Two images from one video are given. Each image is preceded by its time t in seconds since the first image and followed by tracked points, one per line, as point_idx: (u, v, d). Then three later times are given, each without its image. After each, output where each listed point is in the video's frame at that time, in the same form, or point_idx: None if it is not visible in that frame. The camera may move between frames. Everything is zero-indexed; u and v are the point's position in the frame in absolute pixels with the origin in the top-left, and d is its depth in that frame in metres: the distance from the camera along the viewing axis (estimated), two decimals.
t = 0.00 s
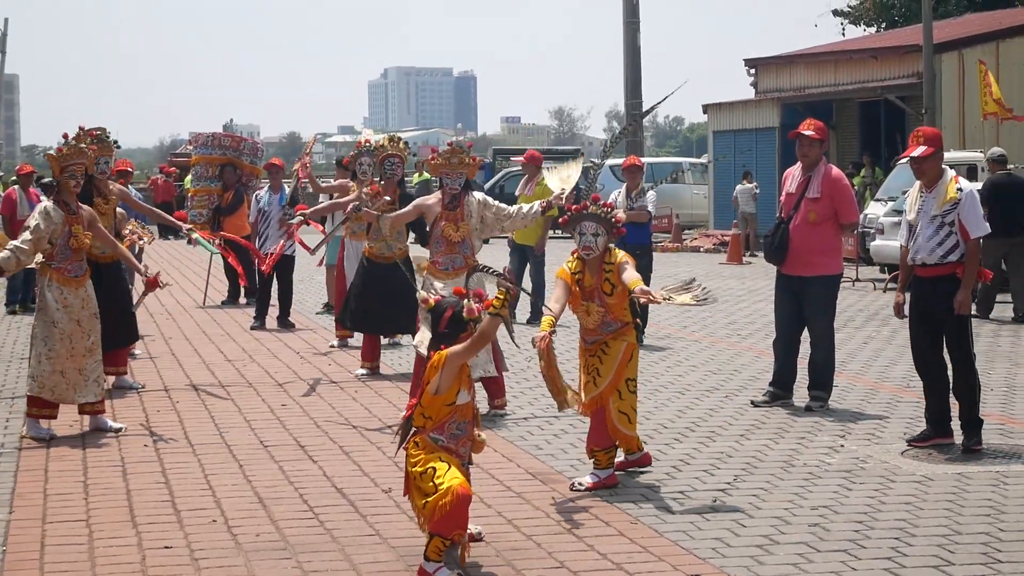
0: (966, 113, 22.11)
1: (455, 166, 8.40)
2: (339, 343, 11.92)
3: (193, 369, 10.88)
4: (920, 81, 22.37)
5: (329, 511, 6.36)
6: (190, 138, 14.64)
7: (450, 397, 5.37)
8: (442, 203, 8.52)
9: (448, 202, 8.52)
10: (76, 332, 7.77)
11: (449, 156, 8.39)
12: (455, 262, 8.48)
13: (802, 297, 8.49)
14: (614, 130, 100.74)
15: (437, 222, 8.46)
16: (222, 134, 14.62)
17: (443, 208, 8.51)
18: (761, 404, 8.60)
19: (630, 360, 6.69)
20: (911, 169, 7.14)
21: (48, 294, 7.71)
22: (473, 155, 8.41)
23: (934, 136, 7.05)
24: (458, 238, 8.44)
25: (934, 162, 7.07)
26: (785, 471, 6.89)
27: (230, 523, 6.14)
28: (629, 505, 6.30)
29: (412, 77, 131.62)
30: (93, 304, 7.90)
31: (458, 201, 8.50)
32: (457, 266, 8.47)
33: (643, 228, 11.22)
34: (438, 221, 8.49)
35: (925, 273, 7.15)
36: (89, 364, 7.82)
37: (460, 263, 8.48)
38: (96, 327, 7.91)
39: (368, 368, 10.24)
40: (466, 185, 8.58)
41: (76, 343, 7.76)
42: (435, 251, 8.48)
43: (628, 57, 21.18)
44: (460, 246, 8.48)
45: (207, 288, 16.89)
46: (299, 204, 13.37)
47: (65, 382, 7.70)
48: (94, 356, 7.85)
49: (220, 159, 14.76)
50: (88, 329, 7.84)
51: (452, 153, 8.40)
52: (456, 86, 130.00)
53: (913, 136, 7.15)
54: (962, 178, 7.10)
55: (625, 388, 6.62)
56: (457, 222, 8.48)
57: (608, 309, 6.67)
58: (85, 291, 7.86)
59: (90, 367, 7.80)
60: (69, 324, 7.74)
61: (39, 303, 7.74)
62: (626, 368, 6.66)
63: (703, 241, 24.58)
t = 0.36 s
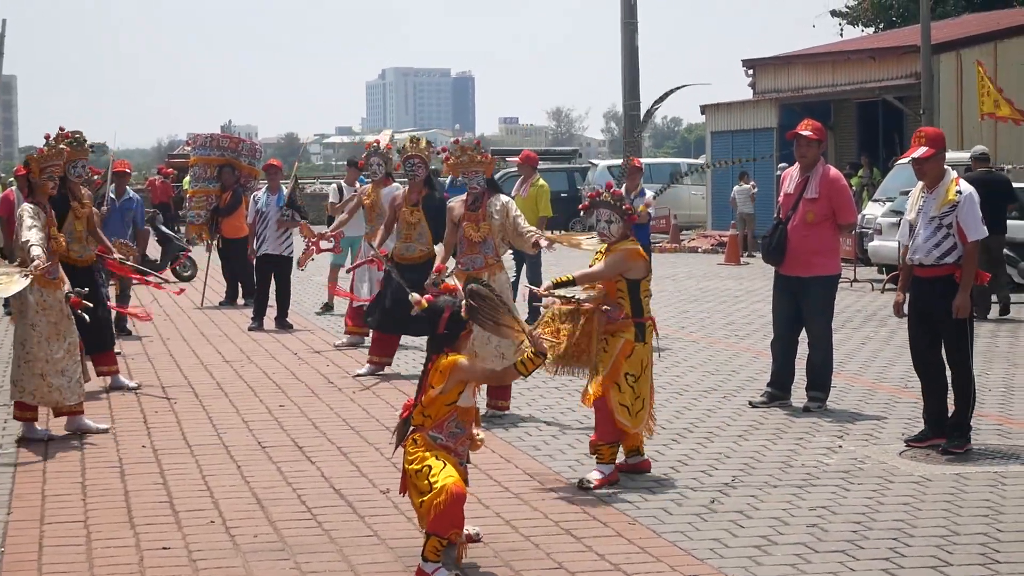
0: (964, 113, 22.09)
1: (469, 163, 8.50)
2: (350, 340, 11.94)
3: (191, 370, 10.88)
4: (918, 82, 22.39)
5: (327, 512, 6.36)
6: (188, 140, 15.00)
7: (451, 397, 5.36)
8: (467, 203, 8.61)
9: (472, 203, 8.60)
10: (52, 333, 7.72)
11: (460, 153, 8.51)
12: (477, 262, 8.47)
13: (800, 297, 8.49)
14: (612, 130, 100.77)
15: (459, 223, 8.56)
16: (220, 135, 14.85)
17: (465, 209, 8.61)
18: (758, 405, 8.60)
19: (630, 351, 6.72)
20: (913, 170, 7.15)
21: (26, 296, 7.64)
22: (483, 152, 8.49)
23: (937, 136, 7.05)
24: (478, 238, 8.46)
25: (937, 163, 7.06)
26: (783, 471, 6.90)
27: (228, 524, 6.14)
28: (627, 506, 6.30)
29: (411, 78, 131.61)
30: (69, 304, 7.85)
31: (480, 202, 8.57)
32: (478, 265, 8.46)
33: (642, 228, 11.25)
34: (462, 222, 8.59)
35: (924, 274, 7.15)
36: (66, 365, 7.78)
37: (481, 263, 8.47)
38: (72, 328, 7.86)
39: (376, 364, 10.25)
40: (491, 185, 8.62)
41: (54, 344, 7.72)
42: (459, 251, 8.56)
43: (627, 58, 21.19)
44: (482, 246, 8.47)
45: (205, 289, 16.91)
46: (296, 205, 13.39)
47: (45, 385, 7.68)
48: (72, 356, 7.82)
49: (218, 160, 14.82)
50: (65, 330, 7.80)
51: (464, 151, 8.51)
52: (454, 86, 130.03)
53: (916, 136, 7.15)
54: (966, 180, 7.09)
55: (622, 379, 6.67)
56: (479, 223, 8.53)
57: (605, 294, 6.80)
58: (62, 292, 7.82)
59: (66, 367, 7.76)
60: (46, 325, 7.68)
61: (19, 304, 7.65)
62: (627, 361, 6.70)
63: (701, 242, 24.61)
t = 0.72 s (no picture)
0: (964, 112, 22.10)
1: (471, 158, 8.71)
2: (364, 339, 11.94)
3: (191, 370, 10.87)
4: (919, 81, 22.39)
5: (327, 511, 6.36)
6: (189, 139, 14.85)
7: (454, 400, 5.36)
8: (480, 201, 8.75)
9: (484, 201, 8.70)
10: (52, 331, 7.73)
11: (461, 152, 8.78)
12: (478, 259, 8.56)
13: (801, 296, 8.48)
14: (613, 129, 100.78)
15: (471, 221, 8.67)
16: (221, 134, 14.75)
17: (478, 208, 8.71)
18: (759, 404, 8.60)
19: (601, 343, 6.97)
20: (914, 169, 7.15)
21: (29, 297, 7.67)
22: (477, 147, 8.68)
23: (937, 135, 7.04)
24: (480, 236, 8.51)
25: (937, 161, 7.07)
26: (784, 471, 6.90)
27: (229, 523, 6.14)
28: (628, 505, 6.29)
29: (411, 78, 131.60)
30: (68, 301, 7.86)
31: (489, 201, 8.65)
32: (479, 262, 8.55)
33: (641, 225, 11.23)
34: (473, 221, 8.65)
35: (925, 273, 7.16)
36: (67, 362, 7.77)
37: (482, 260, 8.54)
38: (71, 324, 7.85)
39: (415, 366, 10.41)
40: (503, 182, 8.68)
41: (54, 342, 7.73)
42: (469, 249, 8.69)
43: (627, 58, 21.18)
44: (484, 244, 8.53)
45: (205, 288, 16.91)
46: (297, 204, 13.39)
47: (47, 383, 7.67)
48: (73, 351, 7.79)
49: (218, 160, 14.80)
50: (64, 327, 7.80)
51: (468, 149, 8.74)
52: (454, 86, 129.94)
53: (917, 135, 7.15)
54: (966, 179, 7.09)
55: (593, 371, 6.89)
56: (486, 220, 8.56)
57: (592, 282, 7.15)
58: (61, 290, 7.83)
59: (68, 364, 7.75)
60: (44, 325, 7.69)
61: (20, 306, 7.68)
62: (595, 351, 6.96)
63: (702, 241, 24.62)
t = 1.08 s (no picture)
0: (972, 110, 22.04)
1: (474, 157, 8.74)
2: (370, 339, 11.92)
3: (197, 370, 10.85)
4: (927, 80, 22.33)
5: (335, 511, 6.34)
6: (196, 138, 14.56)
7: (460, 400, 5.35)
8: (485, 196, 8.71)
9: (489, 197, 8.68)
10: (64, 330, 7.75)
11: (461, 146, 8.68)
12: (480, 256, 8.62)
13: (809, 296, 8.45)
14: (621, 129, 100.74)
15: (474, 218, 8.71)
16: (229, 135, 14.49)
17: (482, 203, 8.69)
18: (767, 404, 8.58)
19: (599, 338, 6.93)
20: (921, 168, 7.11)
21: (43, 296, 7.66)
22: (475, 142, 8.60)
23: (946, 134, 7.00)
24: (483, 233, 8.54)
25: (945, 161, 7.03)
26: (793, 470, 6.87)
27: (237, 522, 6.13)
28: (636, 505, 6.27)
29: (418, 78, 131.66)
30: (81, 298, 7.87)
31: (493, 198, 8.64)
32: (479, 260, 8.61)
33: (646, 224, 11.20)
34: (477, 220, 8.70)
35: (932, 273, 7.12)
36: (81, 359, 7.80)
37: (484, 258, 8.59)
38: (82, 321, 7.88)
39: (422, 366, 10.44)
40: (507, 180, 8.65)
41: (66, 341, 7.74)
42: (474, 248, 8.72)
43: (634, 57, 21.14)
44: (487, 241, 8.55)
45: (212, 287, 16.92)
46: (304, 204, 13.41)
47: (63, 382, 7.69)
48: (85, 348, 7.83)
49: (226, 159, 14.71)
50: (75, 324, 7.82)
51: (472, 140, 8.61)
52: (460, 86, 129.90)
53: (924, 134, 7.11)
54: (974, 178, 7.06)
55: (591, 366, 6.84)
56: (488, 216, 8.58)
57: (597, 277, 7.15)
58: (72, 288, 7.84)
59: (82, 362, 7.79)
60: (57, 324, 7.70)
61: (33, 305, 7.65)
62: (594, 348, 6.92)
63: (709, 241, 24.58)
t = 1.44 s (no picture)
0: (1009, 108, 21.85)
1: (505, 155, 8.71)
2: (402, 335, 12.01)
3: (232, 367, 10.93)
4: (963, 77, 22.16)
5: (369, 508, 6.38)
6: (230, 137, 14.68)
7: (492, 393, 5.37)
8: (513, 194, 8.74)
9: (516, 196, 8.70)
10: (103, 327, 7.82)
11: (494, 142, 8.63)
12: (511, 255, 8.63)
13: (844, 294, 8.42)
14: (653, 126, 100.48)
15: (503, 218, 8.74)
16: (263, 132, 14.61)
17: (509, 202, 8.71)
18: (801, 403, 8.55)
19: (635, 333, 6.83)
20: (955, 165, 7.07)
21: (82, 293, 7.75)
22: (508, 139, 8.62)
23: (980, 131, 6.96)
24: (513, 231, 8.58)
25: (979, 158, 6.99)
26: (828, 469, 6.85)
27: (271, 519, 6.18)
28: (670, 503, 6.28)
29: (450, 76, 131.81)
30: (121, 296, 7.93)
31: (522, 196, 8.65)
32: (509, 258, 8.61)
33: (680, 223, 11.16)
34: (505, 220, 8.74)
35: (967, 271, 7.08)
36: (119, 357, 7.87)
37: (514, 256, 8.62)
38: (122, 319, 7.94)
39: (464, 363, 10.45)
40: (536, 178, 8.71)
41: (105, 338, 7.82)
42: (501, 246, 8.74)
43: (668, 55, 21.09)
44: (517, 240, 8.60)
45: (246, 285, 17.02)
46: (338, 201, 13.50)
47: (99, 379, 7.77)
48: (124, 347, 7.89)
49: (260, 157, 14.81)
50: (115, 322, 7.90)
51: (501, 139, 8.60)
52: (493, 83, 130.00)
53: (959, 131, 7.06)
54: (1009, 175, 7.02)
55: (629, 361, 6.75)
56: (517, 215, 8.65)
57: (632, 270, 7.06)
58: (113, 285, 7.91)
59: (120, 360, 7.86)
60: (96, 321, 7.77)
61: (72, 302, 7.74)
62: (629, 343, 6.82)
63: (743, 239, 24.50)
